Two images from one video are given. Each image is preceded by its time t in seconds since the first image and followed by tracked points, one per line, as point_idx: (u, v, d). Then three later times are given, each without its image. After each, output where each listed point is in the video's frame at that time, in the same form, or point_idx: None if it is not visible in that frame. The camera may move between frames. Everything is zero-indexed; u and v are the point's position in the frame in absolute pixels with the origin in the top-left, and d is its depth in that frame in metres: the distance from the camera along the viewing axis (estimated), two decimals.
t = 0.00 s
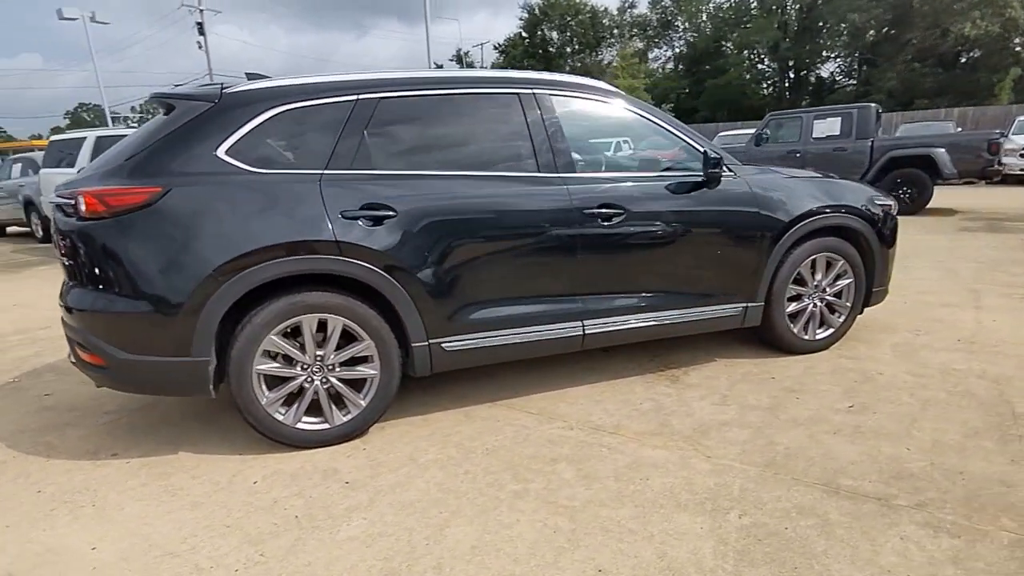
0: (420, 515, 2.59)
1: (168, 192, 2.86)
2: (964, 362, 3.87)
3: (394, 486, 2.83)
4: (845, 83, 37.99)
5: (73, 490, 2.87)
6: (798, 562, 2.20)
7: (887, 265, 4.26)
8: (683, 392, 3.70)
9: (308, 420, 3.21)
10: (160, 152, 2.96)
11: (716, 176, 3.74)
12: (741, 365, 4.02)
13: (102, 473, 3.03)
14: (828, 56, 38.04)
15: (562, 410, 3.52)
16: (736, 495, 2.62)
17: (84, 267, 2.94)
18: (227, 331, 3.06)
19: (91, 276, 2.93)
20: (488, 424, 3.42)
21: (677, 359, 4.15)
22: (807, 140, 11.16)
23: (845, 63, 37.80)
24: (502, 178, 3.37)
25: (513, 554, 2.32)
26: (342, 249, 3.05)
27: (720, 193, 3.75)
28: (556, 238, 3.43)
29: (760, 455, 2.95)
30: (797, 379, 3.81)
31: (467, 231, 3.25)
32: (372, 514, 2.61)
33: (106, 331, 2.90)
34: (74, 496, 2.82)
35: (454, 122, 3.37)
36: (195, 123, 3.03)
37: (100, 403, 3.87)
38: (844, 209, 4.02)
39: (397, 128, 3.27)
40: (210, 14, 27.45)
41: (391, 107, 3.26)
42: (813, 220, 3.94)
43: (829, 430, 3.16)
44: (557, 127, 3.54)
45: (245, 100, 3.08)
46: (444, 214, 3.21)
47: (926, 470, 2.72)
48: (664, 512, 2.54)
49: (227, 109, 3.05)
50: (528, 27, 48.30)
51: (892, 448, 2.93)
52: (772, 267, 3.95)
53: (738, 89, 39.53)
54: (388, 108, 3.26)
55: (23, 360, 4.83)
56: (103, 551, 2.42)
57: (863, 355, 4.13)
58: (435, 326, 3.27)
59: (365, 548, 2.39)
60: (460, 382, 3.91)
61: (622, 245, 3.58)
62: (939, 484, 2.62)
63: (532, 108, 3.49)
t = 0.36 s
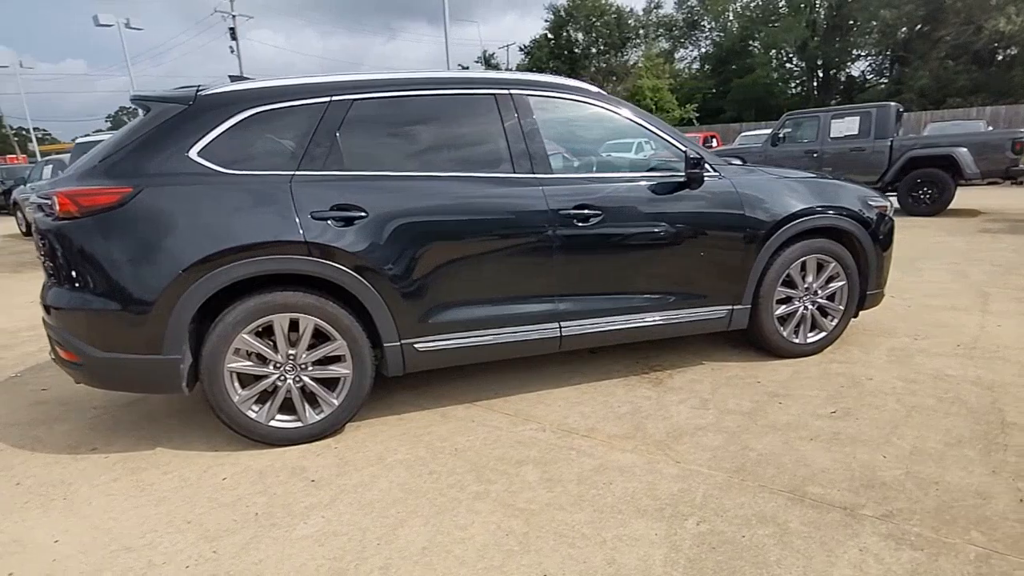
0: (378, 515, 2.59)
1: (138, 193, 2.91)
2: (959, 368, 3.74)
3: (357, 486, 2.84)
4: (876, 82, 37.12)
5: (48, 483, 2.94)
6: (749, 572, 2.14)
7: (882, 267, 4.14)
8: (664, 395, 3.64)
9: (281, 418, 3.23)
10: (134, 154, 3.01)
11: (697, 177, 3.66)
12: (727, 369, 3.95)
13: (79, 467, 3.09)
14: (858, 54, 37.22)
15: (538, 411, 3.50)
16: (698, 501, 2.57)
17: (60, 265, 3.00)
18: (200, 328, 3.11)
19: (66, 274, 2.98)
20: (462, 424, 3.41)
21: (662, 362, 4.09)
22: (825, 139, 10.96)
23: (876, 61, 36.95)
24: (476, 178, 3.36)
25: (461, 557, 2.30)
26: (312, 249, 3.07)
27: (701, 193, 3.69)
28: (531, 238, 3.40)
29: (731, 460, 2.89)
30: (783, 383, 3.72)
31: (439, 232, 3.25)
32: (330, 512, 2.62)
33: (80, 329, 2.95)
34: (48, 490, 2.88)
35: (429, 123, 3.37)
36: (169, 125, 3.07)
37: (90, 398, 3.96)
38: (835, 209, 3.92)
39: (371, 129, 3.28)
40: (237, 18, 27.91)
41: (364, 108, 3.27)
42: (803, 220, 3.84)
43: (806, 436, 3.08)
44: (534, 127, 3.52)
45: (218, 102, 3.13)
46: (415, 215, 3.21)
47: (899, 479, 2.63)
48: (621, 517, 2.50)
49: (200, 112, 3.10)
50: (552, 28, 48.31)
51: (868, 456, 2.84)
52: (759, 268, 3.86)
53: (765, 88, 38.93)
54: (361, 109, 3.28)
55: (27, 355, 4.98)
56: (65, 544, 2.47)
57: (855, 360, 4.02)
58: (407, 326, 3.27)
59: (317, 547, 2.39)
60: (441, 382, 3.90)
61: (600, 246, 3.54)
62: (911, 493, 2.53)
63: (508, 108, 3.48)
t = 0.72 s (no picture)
0: (329, 520, 2.59)
1: (103, 199, 2.95)
2: (945, 377, 3.62)
3: (315, 490, 2.84)
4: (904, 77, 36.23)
5: (18, 483, 3.00)
6: None
7: (870, 272, 4.03)
8: (637, 402, 3.59)
9: (248, 421, 3.25)
10: (101, 160, 3.05)
11: (669, 178, 3.61)
12: (706, 375, 3.88)
13: (51, 467, 3.15)
14: (885, 49, 36.38)
15: (508, 417, 3.47)
16: (650, 512, 2.52)
17: (29, 269, 3.05)
18: (167, 332, 3.14)
19: (34, 278, 3.03)
20: (430, 430, 3.40)
21: (641, 367, 4.03)
22: (838, 138, 10.75)
23: (904, 56, 36.05)
24: (443, 182, 3.34)
25: (402, 565, 2.29)
26: (275, 253, 3.08)
27: (676, 197, 3.63)
28: (499, 242, 3.38)
29: (692, 469, 2.83)
30: (761, 390, 3.64)
31: (405, 236, 3.24)
32: (282, 517, 2.63)
33: (48, 332, 2.99)
34: (16, 490, 2.94)
35: (397, 126, 3.36)
36: (137, 131, 3.11)
37: (75, 398, 4.03)
38: (818, 213, 3.83)
39: (338, 133, 3.28)
40: (258, 20, 28.27)
41: (331, 113, 3.28)
42: (784, 223, 3.76)
43: (774, 445, 3.00)
44: (504, 130, 3.50)
45: (185, 108, 3.16)
46: (380, 219, 3.20)
47: (861, 493, 2.55)
48: (570, 526, 2.46)
49: (167, 117, 3.13)
50: (572, 26, 48.13)
51: (833, 468, 2.76)
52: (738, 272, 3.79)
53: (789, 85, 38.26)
54: (328, 114, 3.28)
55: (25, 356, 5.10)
56: (21, 545, 2.52)
57: (840, 367, 3.92)
58: (373, 331, 3.27)
59: (262, 552, 2.40)
60: (416, 386, 3.90)
61: (572, 251, 3.49)
62: (871, 507, 2.45)
63: (478, 112, 3.47)
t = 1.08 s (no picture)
0: (288, 514, 2.63)
1: (80, 199, 3.03)
2: (932, 379, 3.52)
3: (281, 484, 2.88)
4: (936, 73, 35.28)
5: (2, 472, 3.10)
6: None
7: (858, 271, 3.95)
8: (614, 401, 3.56)
9: (224, 415, 3.31)
10: (80, 161, 3.14)
11: (645, 178, 3.57)
12: (687, 375, 3.83)
13: (35, 458, 3.24)
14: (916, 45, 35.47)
15: (482, 415, 3.48)
16: (604, 511, 2.50)
17: (11, 266, 3.14)
18: (145, 328, 3.21)
19: (16, 275, 3.13)
20: (404, 426, 3.42)
21: (623, 366, 4.00)
22: (854, 136, 10.52)
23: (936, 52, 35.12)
24: (416, 181, 3.36)
25: (351, 559, 2.31)
26: (247, 251, 3.13)
27: (654, 194, 3.59)
28: (472, 240, 3.39)
29: (656, 469, 2.80)
30: (740, 390, 3.58)
31: (377, 234, 3.27)
32: (244, 510, 2.67)
33: (29, 327, 3.09)
34: None
35: (372, 126, 3.40)
36: (116, 133, 3.20)
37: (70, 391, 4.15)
38: (802, 211, 3.76)
39: (313, 133, 3.33)
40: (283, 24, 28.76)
41: (305, 113, 3.32)
42: (767, 222, 3.70)
43: (743, 446, 2.96)
44: (479, 129, 3.50)
45: (163, 110, 3.24)
46: (353, 217, 3.24)
47: (821, 495, 2.50)
48: (523, 524, 2.46)
49: (145, 119, 3.21)
50: (596, 26, 47.93)
51: (799, 470, 2.71)
52: (719, 271, 3.74)
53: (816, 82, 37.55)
54: (302, 114, 3.33)
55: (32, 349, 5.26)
56: None
57: (826, 367, 3.84)
58: (346, 328, 3.31)
59: (219, 544, 2.44)
60: (396, 382, 3.92)
61: (546, 249, 3.49)
62: (829, 510, 2.40)
63: (452, 112, 3.48)
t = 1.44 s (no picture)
0: (247, 516, 2.63)
1: (54, 201, 3.06)
2: (918, 387, 3.41)
3: (245, 486, 2.90)
4: (968, 68, 34.29)
5: None
6: None
7: (848, 274, 3.83)
8: (589, 405, 3.52)
9: (198, 416, 3.34)
10: (54, 163, 3.16)
11: (621, 180, 3.52)
12: (668, 379, 3.77)
13: (15, 456, 3.30)
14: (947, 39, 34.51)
15: (455, 418, 3.46)
16: (559, 520, 2.46)
17: None
18: (119, 328, 3.25)
19: None
20: (376, 428, 3.42)
21: (604, 369, 3.95)
22: (870, 133, 10.26)
23: (968, 45, 34.12)
24: (388, 183, 3.37)
25: (299, 563, 2.31)
26: (218, 253, 3.15)
27: (631, 195, 3.53)
28: (444, 241, 3.37)
29: (620, 476, 2.76)
30: (719, 396, 3.51)
31: (348, 235, 3.27)
32: (204, 512, 2.69)
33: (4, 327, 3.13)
34: None
35: (345, 127, 3.40)
36: (91, 135, 3.22)
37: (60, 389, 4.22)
38: (787, 212, 3.66)
39: (286, 134, 3.34)
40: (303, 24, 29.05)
41: (279, 115, 3.33)
42: (750, 223, 3.61)
43: (712, 454, 2.89)
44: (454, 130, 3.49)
45: (137, 112, 3.24)
46: (324, 218, 3.25)
47: (783, 507, 2.43)
48: (475, 531, 2.43)
49: (118, 121, 3.22)
50: (618, 22, 47.56)
51: (765, 480, 2.64)
52: (700, 274, 3.66)
53: (842, 78, 36.76)
54: (276, 116, 3.33)
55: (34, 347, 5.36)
56: None
57: (811, 373, 3.74)
58: (318, 330, 3.31)
59: (173, 546, 2.46)
60: (375, 383, 3.92)
61: (520, 251, 3.46)
62: (788, 523, 2.34)
63: (428, 113, 3.47)
